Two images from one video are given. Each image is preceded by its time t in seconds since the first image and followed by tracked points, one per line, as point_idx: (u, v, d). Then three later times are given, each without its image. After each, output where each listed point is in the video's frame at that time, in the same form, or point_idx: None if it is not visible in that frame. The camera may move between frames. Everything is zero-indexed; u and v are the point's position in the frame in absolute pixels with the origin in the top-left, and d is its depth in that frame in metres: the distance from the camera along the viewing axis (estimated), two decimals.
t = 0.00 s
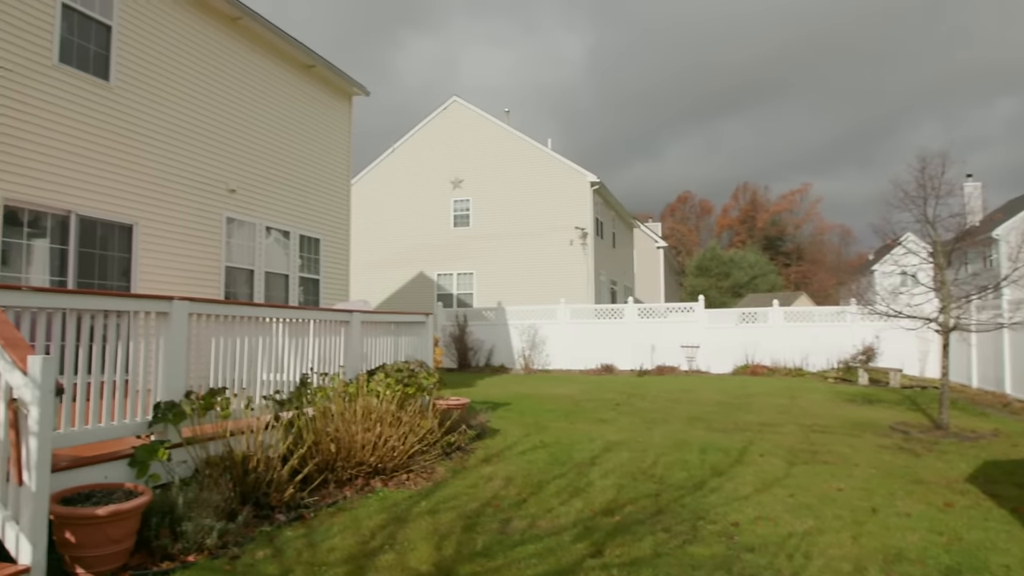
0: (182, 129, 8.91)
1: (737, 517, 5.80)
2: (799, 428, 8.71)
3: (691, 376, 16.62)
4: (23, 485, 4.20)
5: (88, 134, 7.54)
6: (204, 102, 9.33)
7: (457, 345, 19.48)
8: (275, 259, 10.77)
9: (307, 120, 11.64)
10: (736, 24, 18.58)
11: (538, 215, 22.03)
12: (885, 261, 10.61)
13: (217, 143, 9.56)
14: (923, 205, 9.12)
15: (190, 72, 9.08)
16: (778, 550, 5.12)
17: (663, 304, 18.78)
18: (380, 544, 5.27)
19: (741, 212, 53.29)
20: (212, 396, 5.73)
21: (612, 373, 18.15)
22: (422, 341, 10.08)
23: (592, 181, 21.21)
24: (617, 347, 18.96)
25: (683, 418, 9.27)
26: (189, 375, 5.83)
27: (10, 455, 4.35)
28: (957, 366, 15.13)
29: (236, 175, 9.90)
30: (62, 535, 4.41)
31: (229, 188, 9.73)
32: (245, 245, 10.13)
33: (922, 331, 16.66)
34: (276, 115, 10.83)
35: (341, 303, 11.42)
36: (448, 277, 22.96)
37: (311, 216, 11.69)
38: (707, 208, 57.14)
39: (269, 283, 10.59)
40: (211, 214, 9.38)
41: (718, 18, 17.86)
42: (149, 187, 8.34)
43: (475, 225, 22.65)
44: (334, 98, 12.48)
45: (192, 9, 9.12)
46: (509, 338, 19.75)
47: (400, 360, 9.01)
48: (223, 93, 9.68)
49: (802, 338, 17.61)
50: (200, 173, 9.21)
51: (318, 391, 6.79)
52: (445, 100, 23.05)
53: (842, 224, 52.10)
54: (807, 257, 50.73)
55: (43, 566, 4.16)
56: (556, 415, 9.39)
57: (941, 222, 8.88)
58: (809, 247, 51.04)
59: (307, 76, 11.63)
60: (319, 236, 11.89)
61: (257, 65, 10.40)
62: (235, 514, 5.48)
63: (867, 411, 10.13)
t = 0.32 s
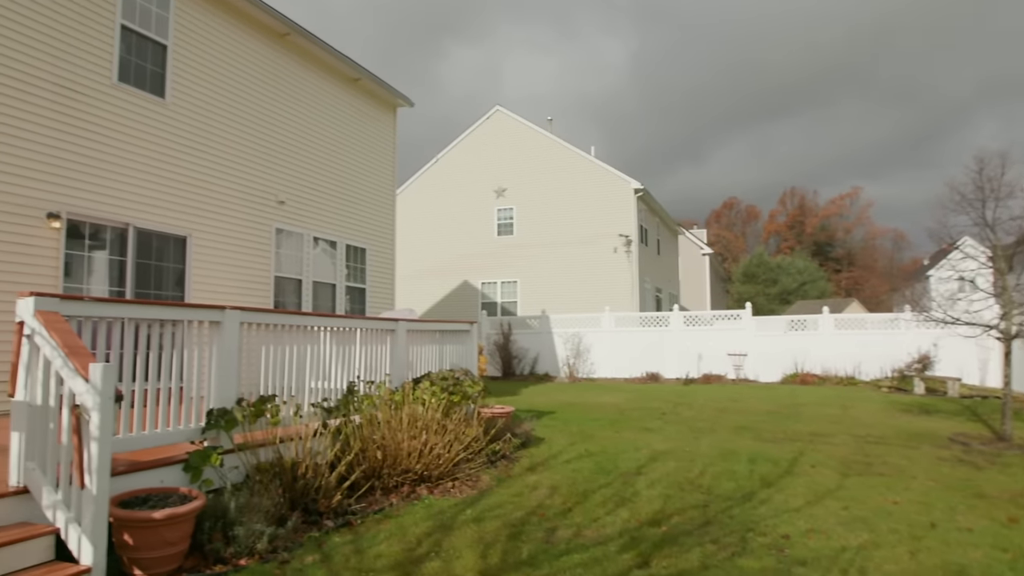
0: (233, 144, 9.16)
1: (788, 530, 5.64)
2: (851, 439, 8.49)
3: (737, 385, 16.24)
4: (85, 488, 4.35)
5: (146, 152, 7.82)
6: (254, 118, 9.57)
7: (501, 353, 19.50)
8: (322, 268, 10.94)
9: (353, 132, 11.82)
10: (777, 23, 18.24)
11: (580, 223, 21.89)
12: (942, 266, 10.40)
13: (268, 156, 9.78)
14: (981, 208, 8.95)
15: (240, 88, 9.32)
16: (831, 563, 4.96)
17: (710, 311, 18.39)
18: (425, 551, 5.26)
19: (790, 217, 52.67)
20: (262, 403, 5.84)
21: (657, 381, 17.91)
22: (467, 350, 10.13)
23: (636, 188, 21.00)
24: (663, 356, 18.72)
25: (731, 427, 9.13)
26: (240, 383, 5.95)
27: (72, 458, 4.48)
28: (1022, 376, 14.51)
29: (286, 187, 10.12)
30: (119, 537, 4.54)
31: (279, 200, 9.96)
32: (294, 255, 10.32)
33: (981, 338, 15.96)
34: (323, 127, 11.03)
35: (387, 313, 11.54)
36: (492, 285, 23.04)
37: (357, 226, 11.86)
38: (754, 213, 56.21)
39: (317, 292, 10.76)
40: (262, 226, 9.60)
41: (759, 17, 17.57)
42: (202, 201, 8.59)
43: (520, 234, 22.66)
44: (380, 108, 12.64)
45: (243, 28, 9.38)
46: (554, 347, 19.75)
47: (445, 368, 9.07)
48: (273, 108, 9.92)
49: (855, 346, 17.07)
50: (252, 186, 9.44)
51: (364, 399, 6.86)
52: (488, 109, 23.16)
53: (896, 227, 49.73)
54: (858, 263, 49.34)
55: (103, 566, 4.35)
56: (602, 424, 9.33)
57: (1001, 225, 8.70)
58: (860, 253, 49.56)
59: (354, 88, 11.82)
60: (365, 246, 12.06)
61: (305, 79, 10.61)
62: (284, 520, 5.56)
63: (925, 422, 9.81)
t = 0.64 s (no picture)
0: (278, 155, 9.35)
1: (836, 542, 5.48)
2: (901, 448, 8.26)
3: (781, 392, 15.88)
4: (137, 492, 4.45)
5: (192, 164, 8.02)
6: (298, 129, 9.75)
7: (541, 360, 19.53)
8: (364, 277, 11.07)
9: (394, 141, 11.96)
10: (816, 21, 17.89)
11: (619, 229, 21.70)
12: (997, 272, 10.36)
13: (311, 167, 9.96)
14: None
15: (284, 101, 9.52)
16: None
17: (752, 317, 18.00)
18: (466, 558, 5.21)
19: (835, 221, 51.72)
20: (306, 410, 5.92)
21: (699, 389, 17.45)
22: (507, 357, 10.18)
23: (676, 194, 20.74)
24: (707, 364, 18.37)
25: (775, 436, 8.96)
26: (284, 390, 6.04)
27: (125, 462, 4.58)
28: None
29: (328, 196, 10.28)
30: (170, 540, 4.64)
31: (321, 210, 10.13)
32: (335, 264, 10.47)
33: None
34: (364, 136, 11.18)
35: (427, 320, 11.60)
36: (532, 292, 23.01)
37: (397, 234, 11.97)
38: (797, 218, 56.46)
39: (358, 300, 10.87)
40: (304, 235, 9.76)
41: (801, 15, 17.20)
42: (246, 210, 8.77)
43: (559, 240, 22.56)
44: (419, 117, 12.77)
45: (288, 42, 9.59)
46: (594, 354, 19.59)
47: (486, 375, 9.10)
48: (315, 119, 10.11)
49: (904, 352, 16.49)
50: (295, 195, 9.62)
51: (405, 405, 6.91)
52: (526, 117, 23.40)
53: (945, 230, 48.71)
54: (907, 267, 48.12)
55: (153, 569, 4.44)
56: (643, 432, 9.25)
57: None
58: (909, 257, 48.37)
59: (394, 98, 11.96)
60: (406, 253, 12.18)
61: (347, 90, 10.77)
62: (327, 525, 5.58)
63: (980, 432, 9.49)
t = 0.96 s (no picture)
0: (316, 165, 9.50)
1: (882, 553, 5.29)
2: (950, 458, 8.03)
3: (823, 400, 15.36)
4: (181, 496, 4.53)
5: (233, 175, 8.20)
6: (336, 139, 9.90)
7: (578, 367, 19.24)
8: (400, 284, 11.16)
9: (429, 149, 12.07)
10: (849, 17, 17.55)
11: (655, 236, 21.35)
12: None
13: (348, 176, 10.11)
14: None
15: (322, 112, 9.67)
16: None
17: (792, 323, 17.48)
18: (504, 565, 5.16)
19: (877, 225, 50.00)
20: (344, 416, 5.96)
21: (737, 396, 16.98)
22: (543, 363, 10.18)
23: (714, 200, 20.24)
24: (746, 371, 17.83)
25: (817, 444, 8.79)
26: (324, 396, 6.10)
27: (170, 467, 4.67)
28: None
29: (365, 205, 10.41)
30: (213, 543, 4.72)
31: (358, 218, 10.25)
32: (372, 271, 10.57)
33: None
34: (401, 145, 11.30)
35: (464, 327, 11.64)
36: (567, 298, 22.87)
37: (433, 241, 12.06)
38: (838, 221, 54.06)
39: (396, 307, 10.95)
40: (342, 243, 9.89)
41: (843, 10, 16.72)
42: (286, 219, 8.93)
43: (594, 247, 22.32)
44: (454, 125, 12.88)
45: (326, 54, 9.75)
46: (631, 360, 19.30)
47: (522, 382, 9.11)
48: (353, 128, 10.25)
49: (951, 358, 15.98)
50: (333, 204, 9.76)
51: (442, 412, 6.93)
52: (562, 124, 23.23)
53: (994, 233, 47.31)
54: (953, 270, 46.82)
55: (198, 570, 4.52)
56: (681, 439, 9.16)
57: None
58: (955, 259, 47.02)
59: (429, 107, 12.08)
60: (441, 260, 12.25)
61: (383, 99, 10.91)
62: (366, 531, 5.60)
63: None
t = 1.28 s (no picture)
0: (354, 173, 9.63)
1: (930, 565, 5.11)
2: (1001, 467, 7.78)
3: (867, 407, 14.85)
4: (224, 499, 4.60)
5: (273, 184, 8.37)
6: (373, 147, 10.03)
7: (614, 372, 18.98)
8: (436, 290, 11.23)
9: (464, 156, 12.15)
10: (884, 13, 17.20)
11: (691, 241, 20.85)
12: None
13: (385, 184, 10.22)
14: None
15: (360, 122, 9.82)
16: None
17: (833, 327, 17.01)
18: (541, 572, 5.10)
19: (921, 227, 48.56)
20: (382, 422, 5.98)
21: (777, 402, 16.55)
22: (579, 369, 10.13)
23: (751, 202, 19.68)
24: (787, 376, 17.35)
25: (860, 452, 8.60)
26: (361, 401, 6.15)
27: (213, 471, 4.74)
28: None
29: (401, 212, 10.51)
30: (254, 546, 4.80)
31: (395, 225, 10.34)
32: (409, 277, 10.67)
33: None
34: (436, 152, 11.40)
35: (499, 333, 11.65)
36: (603, 303, 22.53)
37: (468, 247, 12.10)
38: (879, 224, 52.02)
39: (432, 313, 11.02)
40: (378, 249, 9.98)
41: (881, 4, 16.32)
42: (324, 226, 9.05)
43: (630, 252, 22.03)
44: (489, 132, 12.94)
45: (363, 64, 9.90)
46: (667, 365, 18.82)
47: (558, 388, 9.09)
48: (390, 137, 10.37)
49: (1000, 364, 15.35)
50: (370, 212, 9.87)
51: (478, 418, 6.94)
52: (597, 128, 22.87)
53: None
54: (1003, 274, 45.41)
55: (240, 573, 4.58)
56: (720, 446, 9.04)
57: None
58: (1005, 262, 45.58)
59: (464, 114, 12.17)
60: (477, 267, 12.30)
61: (418, 107, 11.02)
62: (403, 536, 5.61)
63: None
